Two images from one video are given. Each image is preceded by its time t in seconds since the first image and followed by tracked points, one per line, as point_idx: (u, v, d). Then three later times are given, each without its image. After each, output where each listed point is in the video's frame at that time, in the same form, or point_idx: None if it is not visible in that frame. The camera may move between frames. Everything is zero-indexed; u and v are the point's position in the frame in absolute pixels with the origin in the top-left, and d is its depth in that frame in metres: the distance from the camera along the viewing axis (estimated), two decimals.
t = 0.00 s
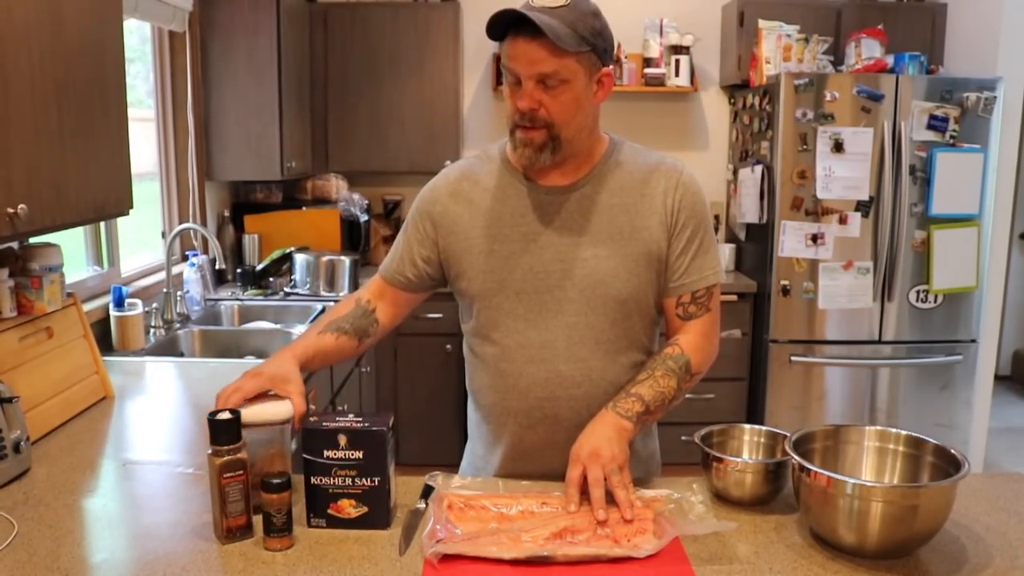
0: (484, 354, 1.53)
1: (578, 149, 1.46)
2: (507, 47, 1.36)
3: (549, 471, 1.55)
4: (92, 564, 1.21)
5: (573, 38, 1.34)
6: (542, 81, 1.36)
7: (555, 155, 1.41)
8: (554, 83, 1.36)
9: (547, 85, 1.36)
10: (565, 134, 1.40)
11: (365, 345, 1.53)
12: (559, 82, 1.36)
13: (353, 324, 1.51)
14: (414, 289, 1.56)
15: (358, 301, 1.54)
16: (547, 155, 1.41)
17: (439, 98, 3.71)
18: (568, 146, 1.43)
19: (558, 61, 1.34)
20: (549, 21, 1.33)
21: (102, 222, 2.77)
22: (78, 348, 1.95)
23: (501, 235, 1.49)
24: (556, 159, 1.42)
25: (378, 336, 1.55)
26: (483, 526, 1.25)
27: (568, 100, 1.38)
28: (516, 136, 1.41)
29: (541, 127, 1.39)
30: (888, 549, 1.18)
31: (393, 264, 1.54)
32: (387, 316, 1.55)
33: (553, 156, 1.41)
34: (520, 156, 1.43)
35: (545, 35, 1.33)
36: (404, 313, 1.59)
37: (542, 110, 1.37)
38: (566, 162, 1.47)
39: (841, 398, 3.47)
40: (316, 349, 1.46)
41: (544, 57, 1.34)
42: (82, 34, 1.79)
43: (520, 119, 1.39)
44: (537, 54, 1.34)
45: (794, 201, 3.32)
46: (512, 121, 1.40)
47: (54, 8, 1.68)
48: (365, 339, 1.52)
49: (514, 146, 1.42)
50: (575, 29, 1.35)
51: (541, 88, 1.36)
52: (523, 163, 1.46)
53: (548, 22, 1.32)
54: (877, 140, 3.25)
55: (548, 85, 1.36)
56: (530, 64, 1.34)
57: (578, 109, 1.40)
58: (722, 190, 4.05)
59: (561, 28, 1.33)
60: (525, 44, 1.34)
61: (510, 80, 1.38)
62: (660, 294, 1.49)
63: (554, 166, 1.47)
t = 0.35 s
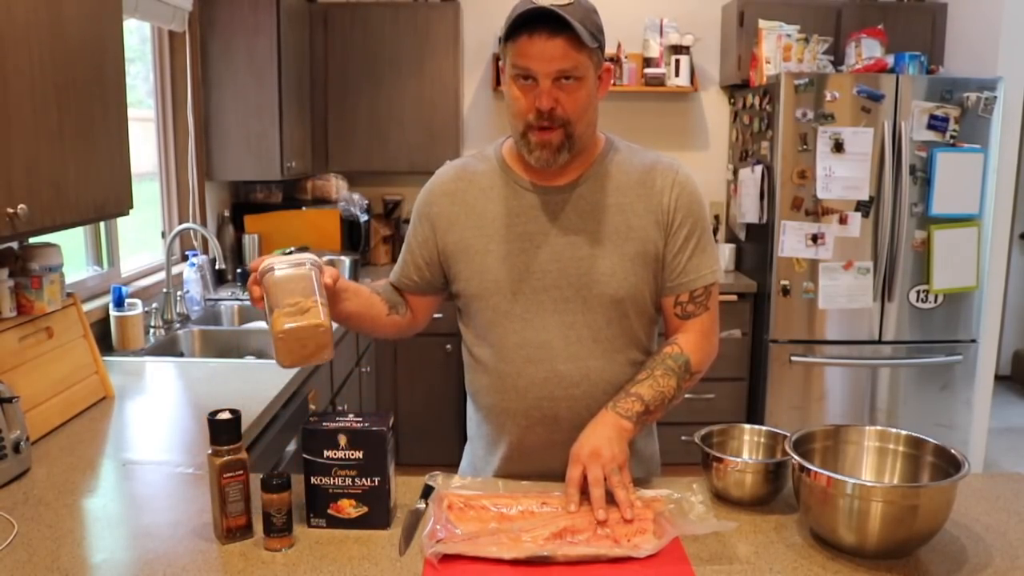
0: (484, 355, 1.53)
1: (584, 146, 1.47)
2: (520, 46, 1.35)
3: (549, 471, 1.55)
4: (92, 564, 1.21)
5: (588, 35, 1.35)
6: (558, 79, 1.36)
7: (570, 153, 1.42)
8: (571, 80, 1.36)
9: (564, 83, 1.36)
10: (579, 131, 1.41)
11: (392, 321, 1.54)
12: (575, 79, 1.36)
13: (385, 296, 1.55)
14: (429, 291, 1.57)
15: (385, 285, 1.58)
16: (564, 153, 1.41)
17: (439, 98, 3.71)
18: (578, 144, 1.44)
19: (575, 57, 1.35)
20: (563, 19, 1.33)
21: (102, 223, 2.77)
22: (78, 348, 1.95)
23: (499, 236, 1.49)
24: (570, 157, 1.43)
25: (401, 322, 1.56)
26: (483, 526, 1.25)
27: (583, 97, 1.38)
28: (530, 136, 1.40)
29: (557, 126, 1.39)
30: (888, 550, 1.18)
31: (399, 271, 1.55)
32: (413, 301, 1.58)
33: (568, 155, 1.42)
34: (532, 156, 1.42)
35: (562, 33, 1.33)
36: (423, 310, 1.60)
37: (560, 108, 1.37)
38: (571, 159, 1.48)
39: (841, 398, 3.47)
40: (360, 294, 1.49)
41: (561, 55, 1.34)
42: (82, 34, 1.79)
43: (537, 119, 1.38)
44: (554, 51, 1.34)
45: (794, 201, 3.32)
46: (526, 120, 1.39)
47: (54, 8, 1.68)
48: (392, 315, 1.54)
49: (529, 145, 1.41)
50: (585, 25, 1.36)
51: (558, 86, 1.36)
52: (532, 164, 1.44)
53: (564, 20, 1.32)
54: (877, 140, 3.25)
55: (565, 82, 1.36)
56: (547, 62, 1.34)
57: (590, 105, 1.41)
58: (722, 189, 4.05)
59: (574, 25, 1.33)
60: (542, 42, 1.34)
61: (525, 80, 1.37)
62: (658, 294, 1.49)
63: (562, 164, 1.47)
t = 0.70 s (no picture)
0: (484, 355, 1.53)
1: (581, 148, 1.46)
2: (513, 48, 1.35)
3: (549, 471, 1.55)
4: (92, 564, 1.21)
5: (582, 38, 1.34)
6: (551, 81, 1.35)
7: (564, 155, 1.41)
8: (563, 83, 1.36)
9: (556, 86, 1.36)
10: (573, 133, 1.41)
11: (390, 323, 1.54)
12: (567, 82, 1.36)
13: (383, 299, 1.55)
14: (428, 292, 1.57)
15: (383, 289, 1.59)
16: (558, 155, 1.41)
17: (439, 98, 3.71)
18: (574, 145, 1.43)
19: (568, 61, 1.34)
20: (556, 22, 1.32)
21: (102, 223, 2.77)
22: (78, 348, 1.95)
23: (500, 237, 1.49)
24: (565, 159, 1.42)
25: (399, 325, 1.56)
26: (483, 526, 1.25)
27: (577, 100, 1.38)
28: (524, 138, 1.40)
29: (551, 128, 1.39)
30: (888, 549, 1.18)
31: (399, 272, 1.55)
32: (410, 304, 1.58)
33: (562, 156, 1.41)
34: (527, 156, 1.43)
35: (553, 36, 1.32)
36: (423, 313, 1.60)
37: (553, 110, 1.37)
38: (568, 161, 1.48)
39: (841, 398, 3.47)
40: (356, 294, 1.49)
41: (553, 58, 1.33)
42: (82, 34, 1.79)
43: (530, 121, 1.38)
44: (545, 54, 1.33)
45: (794, 201, 3.32)
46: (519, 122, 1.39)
47: (54, 8, 1.68)
48: (391, 317, 1.54)
49: (523, 146, 1.41)
50: (580, 28, 1.35)
51: (551, 89, 1.36)
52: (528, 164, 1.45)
53: (556, 24, 1.32)
54: (877, 140, 3.25)
55: (557, 85, 1.36)
56: (539, 65, 1.34)
57: (585, 108, 1.40)
58: (722, 189, 4.05)
59: (567, 28, 1.33)
60: (535, 45, 1.33)
61: (519, 83, 1.37)
62: (658, 294, 1.49)
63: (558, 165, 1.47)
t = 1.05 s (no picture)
0: (484, 355, 1.53)
1: (573, 152, 1.46)
2: (497, 51, 1.36)
3: (549, 471, 1.55)
4: (92, 564, 1.21)
5: (563, 43, 1.34)
6: (531, 84, 1.36)
7: (546, 158, 1.41)
8: (544, 87, 1.36)
9: (537, 89, 1.36)
10: (557, 137, 1.40)
11: (379, 345, 1.53)
12: (548, 86, 1.36)
13: (370, 323, 1.52)
14: (425, 294, 1.56)
15: (372, 302, 1.56)
16: (539, 158, 1.41)
17: (439, 98, 3.71)
18: (561, 150, 1.43)
19: (548, 65, 1.34)
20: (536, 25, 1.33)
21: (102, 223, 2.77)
22: (78, 348, 1.95)
23: (499, 238, 1.49)
24: (549, 162, 1.42)
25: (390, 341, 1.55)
26: (483, 526, 1.25)
27: (559, 103, 1.37)
28: (508, 142, 1.41)
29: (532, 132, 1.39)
30: (888, 549, 1.18)
31: (399, 272, 1.54)
32: (400, 321, 1.56)
33: (545, 159, 1.41)
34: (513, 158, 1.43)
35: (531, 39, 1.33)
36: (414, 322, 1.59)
37: (532, 114, 1.37)
38: (560, 164, 1.47)
39: (841, 398, 3.47)
40: (334, 335, 1.46)
41: (532, 61, 1.34)
42: (82, 34, 1.79)
43: (511, 123, 1.39)
44: (525, 58, 1.34)
45: (794, 201, 3.32)
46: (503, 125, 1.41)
47: (53, 8, 1.68)
48: (379, 340, 1.53)
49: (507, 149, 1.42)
50: (565, 32, 1.35)
51: (532, 91, 1.36)
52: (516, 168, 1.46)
53: (536, 27, 1.32)
54: (877, 140, 3.25)
55: (538, 88, 1.36)
56: (518, 68, 1.34)
57: (569, 112, 1.39)
58: (722, 190, 4.05)
59: (550, 31, 1.33)
60: (515, 48, 1.34)
61: (503, 85, 1.38)
62: (658, 294, 1.49)
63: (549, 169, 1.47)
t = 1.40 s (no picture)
0: (484, 356, 1.53)
1: (572, 152, 1.46)
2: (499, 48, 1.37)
3: (549, 471, 1.55)
4: (92, 564, 1.21)
5: (564, 43, 1.34)
6: (531, 84, 1.36)
7: (544, 157, 1.41)
8: (544, 86, 1.36)
9: (537, 88, 1.36)
10: (555, 138, 1.40)
11: (379, 351, 1.53)
12: (548, 85, 1.36)
13: (369, 328, 1.52)
14: (426, 296, 1.56)
15: (371, 307, 1.55)
16: (536, 158, 1.41)
17: (439, 98, 3.70)
18: (559, 150, 1.43)
19: (548, 64, 1.35)
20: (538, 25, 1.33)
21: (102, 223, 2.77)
22: (78, 348, 1.95)
23: (499, 238, 1.49)
24: (546, 162, 1.42)
25: (391, 346, 1.55)
26: (483, 526, 1.25)
27: (558, 103, 1.38)
28: (507, 141, 1.42)
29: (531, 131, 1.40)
30: (888, 549, 1.18)
31: (399, 273, 1.54)
32: (400, 325, 1.56)
33: (542, 159, 1.41)
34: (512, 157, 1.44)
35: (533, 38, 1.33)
36: (413, 324, 1.59)
37: (531, 113, 1.38)
38: (560, 164, 1.48)
39: (841, 398, 3.47)
40: (334, 344, 1.46)
41: (533, 60, 1.34)
42: (82, 33, 1.79)
43: (510, 121, 1.39)
44: (525, 57, 1.34)
45: (794, 201, 3.31)
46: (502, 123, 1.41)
47: (53, 8, 1.68)
48: (380, 345, 1.53)
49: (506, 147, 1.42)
50: (567, 32, 1.35)
51: (532, 91, 1.36)
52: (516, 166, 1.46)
53: (538, 26, 1.32)
54: (877, 140, 3.25)
55: (538, 88, 1.36)
56: (519, 67, 1.35)
57: (569, 112, 1.40)
58: (723, 190, 4.05)
59: (551, 31, 1.33)
60: (516, 47, 1.34)
61: (503, 83, 1.38)
62: (659, 295, 1.49)
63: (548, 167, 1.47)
